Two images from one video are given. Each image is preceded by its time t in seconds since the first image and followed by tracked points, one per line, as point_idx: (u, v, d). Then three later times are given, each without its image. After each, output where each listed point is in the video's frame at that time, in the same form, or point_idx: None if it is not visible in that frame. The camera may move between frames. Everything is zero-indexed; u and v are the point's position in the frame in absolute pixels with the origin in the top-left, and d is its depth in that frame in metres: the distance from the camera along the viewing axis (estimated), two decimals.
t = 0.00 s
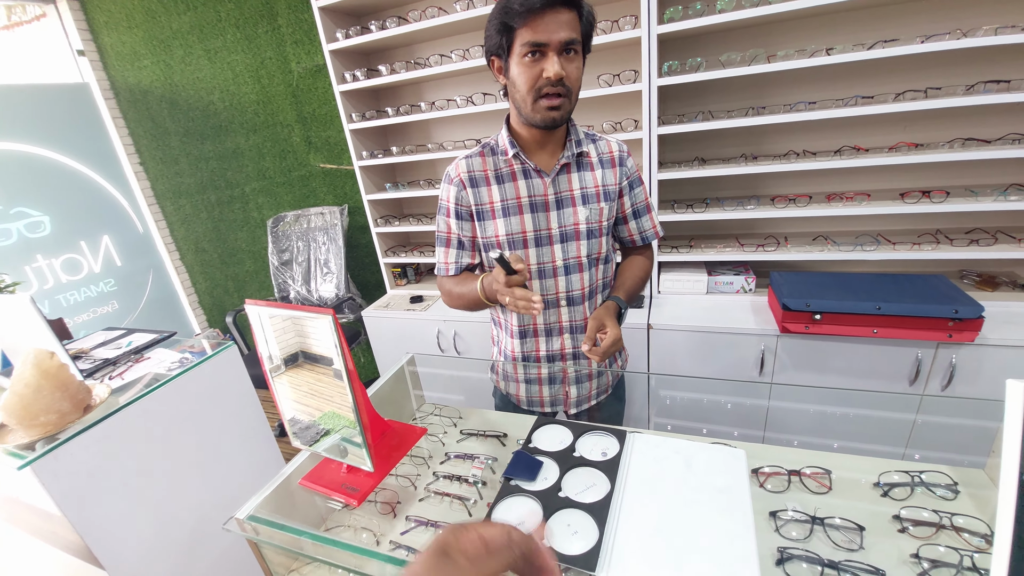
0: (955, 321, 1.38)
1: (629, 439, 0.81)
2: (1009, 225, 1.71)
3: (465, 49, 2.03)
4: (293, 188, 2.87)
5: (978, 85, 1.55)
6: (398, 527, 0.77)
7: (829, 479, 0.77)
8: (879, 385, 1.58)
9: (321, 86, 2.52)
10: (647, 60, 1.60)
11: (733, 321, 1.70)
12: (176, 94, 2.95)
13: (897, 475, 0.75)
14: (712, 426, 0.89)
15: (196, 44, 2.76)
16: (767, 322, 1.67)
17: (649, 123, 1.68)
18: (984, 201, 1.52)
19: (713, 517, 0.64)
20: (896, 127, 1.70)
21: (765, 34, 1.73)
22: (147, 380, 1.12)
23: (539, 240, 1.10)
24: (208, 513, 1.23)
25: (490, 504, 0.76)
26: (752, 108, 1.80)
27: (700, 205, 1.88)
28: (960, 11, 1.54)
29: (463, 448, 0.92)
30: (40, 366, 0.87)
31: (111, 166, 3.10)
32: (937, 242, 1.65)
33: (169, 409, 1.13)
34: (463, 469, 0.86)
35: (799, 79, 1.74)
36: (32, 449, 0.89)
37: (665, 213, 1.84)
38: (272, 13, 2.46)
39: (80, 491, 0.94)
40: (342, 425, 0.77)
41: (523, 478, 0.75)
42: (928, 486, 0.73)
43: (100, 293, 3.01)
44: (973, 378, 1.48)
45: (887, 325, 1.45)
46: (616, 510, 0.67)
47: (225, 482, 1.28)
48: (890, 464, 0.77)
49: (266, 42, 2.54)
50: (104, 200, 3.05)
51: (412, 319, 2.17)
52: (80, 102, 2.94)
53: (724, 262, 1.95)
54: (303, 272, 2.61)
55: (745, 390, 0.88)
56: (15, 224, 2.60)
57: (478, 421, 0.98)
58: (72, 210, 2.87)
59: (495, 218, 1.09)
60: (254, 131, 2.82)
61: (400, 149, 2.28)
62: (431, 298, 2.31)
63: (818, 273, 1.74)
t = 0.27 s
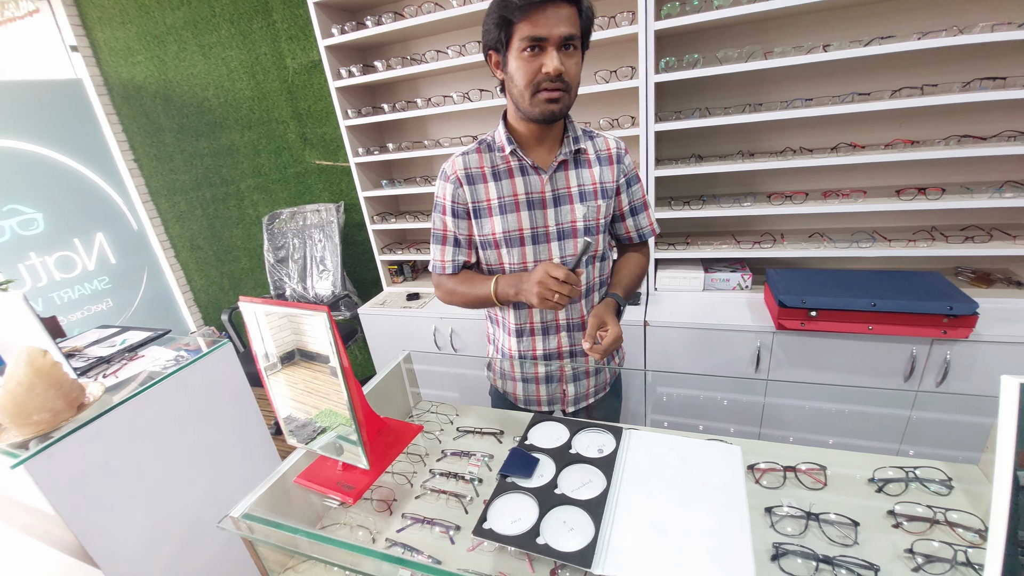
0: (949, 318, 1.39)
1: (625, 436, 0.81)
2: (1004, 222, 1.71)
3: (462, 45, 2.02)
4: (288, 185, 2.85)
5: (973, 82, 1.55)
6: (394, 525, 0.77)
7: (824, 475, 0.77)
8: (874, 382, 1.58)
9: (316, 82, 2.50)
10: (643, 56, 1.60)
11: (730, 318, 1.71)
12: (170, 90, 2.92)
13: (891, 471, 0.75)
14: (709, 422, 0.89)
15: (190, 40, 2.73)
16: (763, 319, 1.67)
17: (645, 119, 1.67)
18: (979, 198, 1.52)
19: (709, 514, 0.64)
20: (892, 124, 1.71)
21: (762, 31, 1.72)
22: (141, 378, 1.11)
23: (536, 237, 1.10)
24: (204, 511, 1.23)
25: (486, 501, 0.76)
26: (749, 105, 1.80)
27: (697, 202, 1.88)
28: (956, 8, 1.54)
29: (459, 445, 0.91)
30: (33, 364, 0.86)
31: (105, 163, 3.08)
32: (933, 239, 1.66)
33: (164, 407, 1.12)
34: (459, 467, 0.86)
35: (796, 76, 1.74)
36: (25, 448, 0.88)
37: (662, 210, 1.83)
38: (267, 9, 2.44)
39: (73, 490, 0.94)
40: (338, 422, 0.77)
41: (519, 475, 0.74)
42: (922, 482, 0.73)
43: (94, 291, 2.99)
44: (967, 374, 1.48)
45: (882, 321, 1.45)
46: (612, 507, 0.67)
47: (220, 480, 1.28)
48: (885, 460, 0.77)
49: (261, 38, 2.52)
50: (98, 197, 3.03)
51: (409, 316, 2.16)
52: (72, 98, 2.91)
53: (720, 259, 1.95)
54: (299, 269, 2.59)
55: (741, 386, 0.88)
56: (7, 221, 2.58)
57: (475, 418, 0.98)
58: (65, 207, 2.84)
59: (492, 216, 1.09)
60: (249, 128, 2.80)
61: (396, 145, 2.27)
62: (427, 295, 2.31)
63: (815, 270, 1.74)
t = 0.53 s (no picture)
0: (951, 313, 1.38)
1: (626, 433, 0.80)
2: (1005, 217, 1.70)
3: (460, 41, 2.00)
4: (287, 183, 2.84)
5: (975, 76, 1.54)
6: (394, 523, 0.77)
7: (826, 472, 0.77)
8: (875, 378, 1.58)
9: (314, 79, 2.49)
10: (643, 51, 1.59)
11: (730, 315, 1.70)
12: (167, 88, 2.91)
13: (894, 467, 0.75)
14: (709, 419, 0.89)
15: (186, 37, 2.72)
16: (764, 315, 1.67)
17: (645, 115, 1.66)
18: (981, 192, 1.51)
19: (710, 511, 0.63)
20: (893, 118, 1.70)
21: (762, 25, 1.71)
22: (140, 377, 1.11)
23: (534, 235, 1.09)
24: (205, 509, 1.22)
25: (487, 498, 0.75)
26: (749, 99, 1.79)
27: (697, 198, 1.88)
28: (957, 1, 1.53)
29: (460, 443, 0.91)
30: (31, 364, 0.85)
31: (102, 161, 3.07)
32: (934, 234, 1.65)
33: (163, 406, 1.12)
34: (460, 464, 0.86)
35: (796, 71, 1.73)
36: (25, 447, 0.88)
37: (662, 206, 1.83)
38: (263, 5, 2.43)
39: (74, 491, 0.93)
40: (337, 420, 0.77)
41: (520, 473, 0.74)
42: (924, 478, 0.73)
43: (94, 290, 2.99)
44: (969, 369, 1.48)
45: (884, 317, 1.45)
46: (613, 504, 0.67)
47: (221, 478, 1.28)
48: (887, 456, 0.77)
49: (258, 35, 2.51)
50: (96, 196, 3.02)
51: (409, 314, 2.16)
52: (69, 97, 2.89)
53: (721, 255, 1.95)
54: (298, 267, 2.59)
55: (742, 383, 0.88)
56: (5, 221, 2.57)
57: (475, 416, 0.98)
58: (64, 206, 2.84)
59: (489, 214, 1.08)
60: (247, 125, 2.79)
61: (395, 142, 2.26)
62: (427, 292, 2.30)
63: (815, 266, 1.74)
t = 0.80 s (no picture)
0: (951, 315, 1.38)
1: (625, 436, 0.80)
2: (1006, 219, 1.70)
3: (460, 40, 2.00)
4: (286, 182, 2.84)
5: (977, 77, 1.54)
6: (392, 526, 0.76)
7: (825, 475, 0.76)
8: (875, 379, 1.58)
9: (313, 79, 2.48)
10: (643, 51, 1.58)
11: (730, 316, 1.70)
12: (166, 87, 2.90)
13: (894, 470, 0.75)
14: (708, 420, 0.89)
15: (186, 36, 2.71)
16: (764, 316, 1.66)
17: (645, 115, 1.66)
18: (982, 194, 1.51)
19: (710, 516, 0.63)
20: (894, 120, 1.69)
21: (764, 25, 1.71)
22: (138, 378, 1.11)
23: (532, 236, 1.09)
24: (202, 510, 1.22)
25: (485, 502, 0.75)
26: (750, 100, 1.78)
27: (697, 198, 1.87)
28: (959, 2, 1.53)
29: (458, 445, 0.91)
30: (29, 364, 0.85)
31: (101, 160, 3.06)
32: (934, 236, 1.65)
33: (161, 406, 1.12)
34: (458, 467, 0.85)
35: (797, 72, 1.73)
36: (21, 448, 0.88)
37: (662, 207, 1.82)
38: (263, 4, 2.42)
39: (70, 492, 0.93)
40: (335, 422, 0.77)
41: (518, 476, 0.74)
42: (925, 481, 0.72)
43: (92, 289, 2.98)
44: (969, 372, 1.48)
45: (884, 319, 1.44)
46: (612, 508, 0.66)
47: (219, 479, 1.27)
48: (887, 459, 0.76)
49: (257, 34, 2.50)
50: (95, 195, 3.01)
51: (408, 314, 2.15)
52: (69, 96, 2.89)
53: (720, 257, 1.94)
54: (297, 267, 2.58)
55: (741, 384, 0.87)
56: (3, 219, 2.56)
57: (474, 418, 0.98)
58: (63, 205, 2.83)
59: (486, 215, 1.08)
60: (246, 125, 2.78)
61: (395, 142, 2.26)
62: (426, 293, 2.30)
63: (815, 267, 1.73)
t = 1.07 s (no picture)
0: (945, 309, 1.39)
1: (621, 433, 0.80)
2: (998, 213, 1.71)
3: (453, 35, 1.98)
4: (278, 180, 2.81)
5: (970, 72, 1.54)
6: (387, 526, 0.76)
7: (821, 470, 0.76)
8: (869, 373, 1.58)
9: (305, 75, 2.45)
10: (638, 46, 1.57)
11: (726, 311, 1.70)
12: (155, 84, 2.86)
13: (890, 465, 0.75)
14: (703, 415, 0.88)
15: (174, 32, 2.67)
16: (759, 311, 1.66)
17: (640, 110, 1.65)
18: (975, 188, 1.51)
19: (707, 512, 0.63)
20: (888, 114, 1.69)
21: (758, 20, 1.70)
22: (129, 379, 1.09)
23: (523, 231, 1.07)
24: (195, 511, 1.21)
25: (481, 501, 0.75)
26: (745, 95, 1.78)
27: (692, 194, 1.87)
28: None
29: (453, 444, 0.90)
30: (16, 366, 0.84)
31: (90, 158, 3.02)
32: (928, 231, 1.65)
33: (153, 407, 1.10)
34: (454, 466, 0.85)
35: (791, 66, 1.73)
36: (10, 452, 0.86)
37: (657, 202, 1.82)
38: None
39: (60, 495, 0.91)
40: (328, 422, 0.76)
41: (513, 475, 0.73)
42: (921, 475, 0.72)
43: (82, 289, 2.94)
44: (962, 365, 1.48)
45: (879, 314, 1.45)
46: (609, 506, 0.66)
47: (212, 480, 1.26)
48: (883, 454, 0.76)
49: (247, 29, 2.47)
50: (83, 194, 2.97)
51: (403, 312, 2.14)
52: (55, 93, 2.84)
53: (716, 252, 1.94)
54: (290, 265, 2.56)
55: (737, 379, 0.87)
56: None
57: (469, 416, 0.97)
58: (51, 203, 2.79)
59: (478, 209, 1.07)
60: (237, 122, 2.75)
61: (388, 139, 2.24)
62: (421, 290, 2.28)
63: (810, 262, 1.74)
